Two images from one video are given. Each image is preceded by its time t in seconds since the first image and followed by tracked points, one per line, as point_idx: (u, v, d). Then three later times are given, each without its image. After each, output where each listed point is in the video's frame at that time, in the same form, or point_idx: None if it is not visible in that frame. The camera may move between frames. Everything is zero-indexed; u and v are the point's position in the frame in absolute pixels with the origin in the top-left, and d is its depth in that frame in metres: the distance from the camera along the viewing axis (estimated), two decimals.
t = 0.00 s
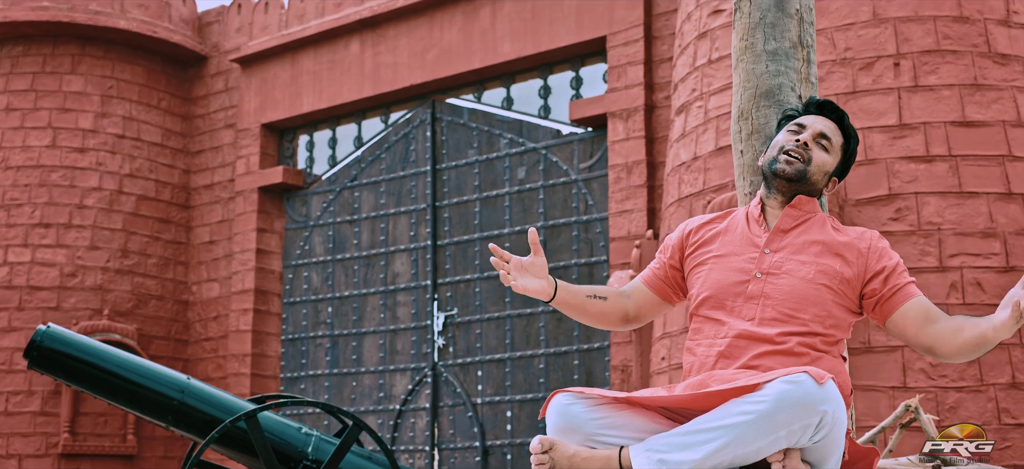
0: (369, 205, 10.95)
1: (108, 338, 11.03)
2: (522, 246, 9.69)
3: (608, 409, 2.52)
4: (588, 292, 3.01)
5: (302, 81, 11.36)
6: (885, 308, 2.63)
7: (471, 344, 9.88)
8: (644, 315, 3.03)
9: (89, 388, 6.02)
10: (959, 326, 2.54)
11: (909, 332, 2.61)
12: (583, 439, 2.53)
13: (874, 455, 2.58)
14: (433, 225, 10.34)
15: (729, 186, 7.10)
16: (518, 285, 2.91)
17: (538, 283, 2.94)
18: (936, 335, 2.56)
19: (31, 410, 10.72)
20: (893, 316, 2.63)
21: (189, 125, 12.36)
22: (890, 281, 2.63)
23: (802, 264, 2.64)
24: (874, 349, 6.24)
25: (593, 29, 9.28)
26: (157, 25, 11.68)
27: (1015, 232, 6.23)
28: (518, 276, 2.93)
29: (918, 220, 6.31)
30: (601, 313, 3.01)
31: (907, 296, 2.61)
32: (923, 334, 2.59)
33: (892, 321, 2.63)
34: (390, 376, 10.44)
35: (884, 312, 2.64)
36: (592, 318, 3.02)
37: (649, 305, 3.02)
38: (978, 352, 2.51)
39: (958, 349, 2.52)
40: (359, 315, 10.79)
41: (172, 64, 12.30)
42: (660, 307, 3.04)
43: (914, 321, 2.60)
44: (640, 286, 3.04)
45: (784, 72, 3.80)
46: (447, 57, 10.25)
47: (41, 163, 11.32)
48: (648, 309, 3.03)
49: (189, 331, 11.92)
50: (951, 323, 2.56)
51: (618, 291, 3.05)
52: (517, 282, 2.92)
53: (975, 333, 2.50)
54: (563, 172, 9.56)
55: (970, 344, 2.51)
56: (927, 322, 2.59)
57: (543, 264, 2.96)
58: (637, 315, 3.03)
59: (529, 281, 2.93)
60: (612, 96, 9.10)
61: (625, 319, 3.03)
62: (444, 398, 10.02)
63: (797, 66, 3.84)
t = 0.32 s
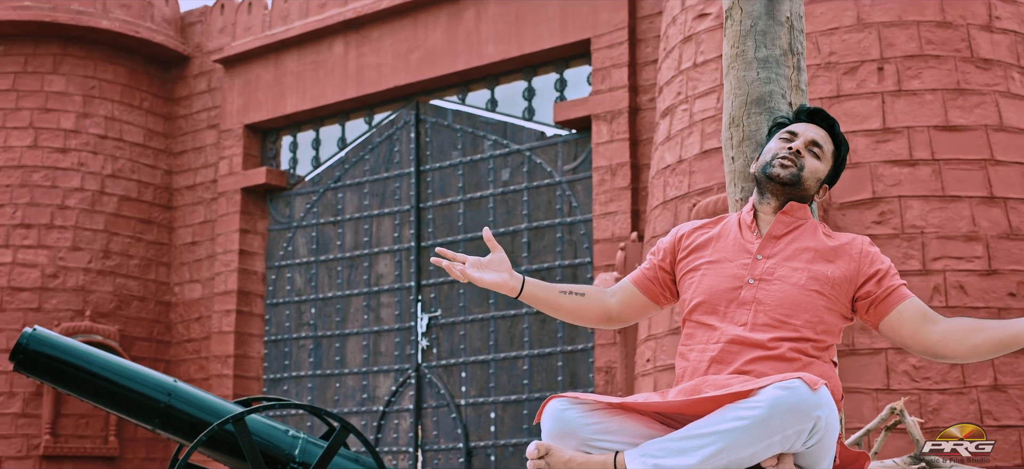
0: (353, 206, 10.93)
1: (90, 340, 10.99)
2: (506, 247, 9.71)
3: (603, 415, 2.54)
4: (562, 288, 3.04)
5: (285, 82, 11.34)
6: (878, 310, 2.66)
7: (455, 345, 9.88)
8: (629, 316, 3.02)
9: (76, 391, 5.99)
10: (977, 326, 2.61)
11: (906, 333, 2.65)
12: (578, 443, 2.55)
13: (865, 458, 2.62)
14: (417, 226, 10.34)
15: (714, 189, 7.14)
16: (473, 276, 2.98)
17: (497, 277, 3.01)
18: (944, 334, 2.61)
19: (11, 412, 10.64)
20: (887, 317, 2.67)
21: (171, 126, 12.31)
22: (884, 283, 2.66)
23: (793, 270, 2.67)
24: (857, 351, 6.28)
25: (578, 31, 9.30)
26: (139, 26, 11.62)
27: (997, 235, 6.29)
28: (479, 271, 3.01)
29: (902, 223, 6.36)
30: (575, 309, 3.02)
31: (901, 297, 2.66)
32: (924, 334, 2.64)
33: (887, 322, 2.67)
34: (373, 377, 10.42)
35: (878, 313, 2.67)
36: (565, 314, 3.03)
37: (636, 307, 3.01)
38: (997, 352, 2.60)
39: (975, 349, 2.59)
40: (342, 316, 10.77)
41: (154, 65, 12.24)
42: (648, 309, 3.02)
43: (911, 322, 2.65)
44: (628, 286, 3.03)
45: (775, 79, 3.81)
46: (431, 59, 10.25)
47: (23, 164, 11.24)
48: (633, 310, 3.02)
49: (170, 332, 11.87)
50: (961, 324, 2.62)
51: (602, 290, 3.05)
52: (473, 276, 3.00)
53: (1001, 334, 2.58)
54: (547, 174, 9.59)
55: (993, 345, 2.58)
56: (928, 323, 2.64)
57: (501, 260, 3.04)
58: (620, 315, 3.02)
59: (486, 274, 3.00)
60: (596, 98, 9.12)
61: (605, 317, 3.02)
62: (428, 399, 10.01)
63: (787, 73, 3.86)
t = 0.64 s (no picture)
0: (321, 207, 10.89)
1: (56, 341, 10.89)
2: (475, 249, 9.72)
3: (585, 419, 2.57)
4: (539, 288, 3.05)
5: (253, 82, 11.28)
6: (856, 312, 2.71)
7: (424, 346, 9.88)
8: (606, 318, 3.03)
9: (46, 393, 5.93)
10: (960, 323, 2.64)
11: (885, 333, 2.69)
12: (560, 448, 2.57)
13: (840, 462, 2.68)
14: (386, 228, 10.32)
15: (685, 192, 7.20)
16: (453, 271, 2.98)
17: (475, 273, 3.02)
18: (925, 332, 2.65)
19: None
20: (865, 318, 2.71)
21: (138, 126, 12.21)
22: (861, 286, 2.71)
23: (771, 276, 2.70)
24: (826, 354, 6.35)
25: (548, 34, 9.33)
26: (107, 25, 11.51)
27: (963, 239, 6.39)
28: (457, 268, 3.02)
29: (870, 227, 6.44)
30: (551, 308, 3.03)
31: (877, 299, 2.70)
32: (904, 334, 2.67)
33: (865, 324, 2.71)
34: (342, 379, 10.38)
35: (856, 315, 2.71)
36: (543, 314, 3.04)
37: (613, 311, 3.03)
38: (982, 347, 2.62)
39: (958, 346, 2.62)
40: (311, 317, 10.72)
41: (121, 64, 12.14)
42: (626, 313, 3.04)
43: (890, 322, 2.69)
44: (606, 290, 3.04)
45: (752, 87, 3.85)
46: (401, 61, 10.23)
47: None
48: (610, 314, 3.03)
49: (137, 333, 11.77)
50: (943, 322, 2.66)
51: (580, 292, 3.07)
52: (453, 271, 3.00)
53: (985, 330, 2.60)
54: (517, 176, 9.61)
55: (977, 340, 2.61)
56: (908, 323, 2.68)
57: (480, 259, 3.05)
58: (597, 317, 3.03)
59: (465, 270, 3.01)
60: (566, 101, 9.16)
61: (581, 318, 3.03)
62: (397, 401, 9.99)
63: (764, 81, 3.89)
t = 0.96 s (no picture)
0: (300, 207, 10.86)
1: (32, 341, 10.80)
2: (455, 249, 9.71)
3: (575, 421, 2.59)
4: (529, 292, 3.07)
5: (232, 82, 11.23)
6: (844, 314, 2.74)
7: (404, 347, 9.86)
8: (595, 322, 3.05)
9: (26, 393, 5.87)
10: (946, 324, 2.67)
11: (873, 336, 2.73)
12: (551, 450, 2.59)
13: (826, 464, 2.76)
14: (365, 228, 10.30)
15: (666, 194, 7.24)
16: (443, 275, 3.01)
17: (466, 276, 3.05)
18: (912, 334, 2.69)
19: None
20: (853, 321, 2.74)
21: (115, 124, 12.13)
22: (848, 288, 2.74)
23: (759, 280, 2.72)
24: (806, 356, 6.39)
25: (528, 35, 9.35)
26: (84, 23, 11.43)
27: (941, 242, 6.46)
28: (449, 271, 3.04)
29: (850, 229, 6.49)
30: (541, 312, 3.05)
31: (865, 302, 2.73)
32: (892, 335, 2.71)
33: (852, 327, 2.74)
34: (321, 379, 10.35)
35: (843, 318, 2.74)
36: (533, 318, 3.07)
37: (602, 314, 3.04)
38: (970, 347, 2.64)
39: (946, 346, 2.65)
40: (289, 317, 10.69)
41: (99, 63, 12.06)
42: (614, 317, 3.05)
43: (876, 324, 2.72)
44: (596, 294, 3.06)
45: (739, 91, 3.87)
46: (381, 61, 10.22)
47: None
48: (599, 318, 3.05)
49: (114, 333, 11.69)
50: (930, 323, 2.69)
51: (569, 296, 3.09)
52: (444, 274, 3.02)
53: (973, 329, 2.62)
54: (496, 176, 9.62)
55: (963, 339, 2.63)
56: (895, 325, 2.72)
57: (471, 263, 3.08)
58: (586, 321, 3.06)
59: (456, 273, 3.04)
60: (547, 102, 9.18)
61: (570, 323, 3.06)
62: (376, 401, 9.97)
63: (751, 86, 3.92)
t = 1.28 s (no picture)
0: (277, 205, 10.81)
1: (6, 338, 10.70)
2: (433, 249, 9.71)
3: (561, 421, 2.60)
4: (516, 294, 3.08)
5: (209, 79, 11.17)
6: (827, 316, 2.77)
7: (381, 346, 9.84)
8: (581, 324, 3.08)
9: (3, 391, 5.84)
10: (926, 321, 2.71)
11: (856, 337, 2.76)
12: (537, 449, 2.60)
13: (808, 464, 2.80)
14: (343, 227, 10.27)
15: (645, 195, 7.27)
16: (432, 278, 2.99)
17: (453, 279, 3.04)
18: (895, 334, 2.72)
19: None
20: (837, 322, 2.77)
21: (90, 121, 12.04)
22: (832, 291, 2.77)
23: (744, 282, 2.74)
24: (784, 357, 6.44)
25: (507, 36, 9.35)
26: (60, 19, 11.33)
27: (917, 245, 6.52)
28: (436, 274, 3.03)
29: (827, 232, 6.55)
30: (528, 315, 3.07)
31: (848, 303, 2.76)
32: (876, 336, 2.74)
33: (836, 328, 2.77)
34: (297, 378, 10.31)
35: (827, 320, 2.77)
36: (518, 319, 3.08)
37: (588, 317, 3.07)
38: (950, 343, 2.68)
39: (928, 345, 2.68)
40: (265, 316, 10.64)
41: (74, 59, 11.97)
42: (601, 319, 3.07)
43: (860, 326, 2.75)
44: (582, 296, 3.07)
45: (723, 95, 3.90)
46: (360, 60, 10.18)
47: None
48: (586, 320, 3.07)
49: (88, 330, 11.60)
50: (911, 322, 2.72)
51: (555, 298, 3.11)
52: (432, 278, 3.00)
53: (954, 327, 2.66)
54: (474, 176, 9.62)
55: (944, 335, 2.67)
56: (880, 326, 2.75)
57: (456, 265, 3.07)
58: (573, 323, 3.08)
59: (443, 276, 3.02)
60: (526, 102, 9.19)
61: (557, 324, 3.08)
62: (352, 400, 9.94)
63: (735, 89, 3.95)
